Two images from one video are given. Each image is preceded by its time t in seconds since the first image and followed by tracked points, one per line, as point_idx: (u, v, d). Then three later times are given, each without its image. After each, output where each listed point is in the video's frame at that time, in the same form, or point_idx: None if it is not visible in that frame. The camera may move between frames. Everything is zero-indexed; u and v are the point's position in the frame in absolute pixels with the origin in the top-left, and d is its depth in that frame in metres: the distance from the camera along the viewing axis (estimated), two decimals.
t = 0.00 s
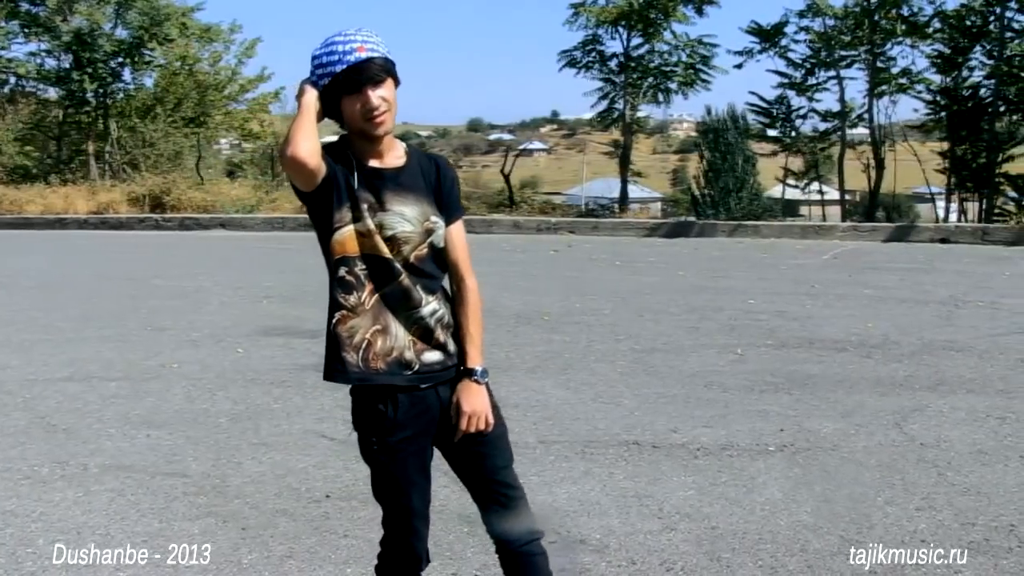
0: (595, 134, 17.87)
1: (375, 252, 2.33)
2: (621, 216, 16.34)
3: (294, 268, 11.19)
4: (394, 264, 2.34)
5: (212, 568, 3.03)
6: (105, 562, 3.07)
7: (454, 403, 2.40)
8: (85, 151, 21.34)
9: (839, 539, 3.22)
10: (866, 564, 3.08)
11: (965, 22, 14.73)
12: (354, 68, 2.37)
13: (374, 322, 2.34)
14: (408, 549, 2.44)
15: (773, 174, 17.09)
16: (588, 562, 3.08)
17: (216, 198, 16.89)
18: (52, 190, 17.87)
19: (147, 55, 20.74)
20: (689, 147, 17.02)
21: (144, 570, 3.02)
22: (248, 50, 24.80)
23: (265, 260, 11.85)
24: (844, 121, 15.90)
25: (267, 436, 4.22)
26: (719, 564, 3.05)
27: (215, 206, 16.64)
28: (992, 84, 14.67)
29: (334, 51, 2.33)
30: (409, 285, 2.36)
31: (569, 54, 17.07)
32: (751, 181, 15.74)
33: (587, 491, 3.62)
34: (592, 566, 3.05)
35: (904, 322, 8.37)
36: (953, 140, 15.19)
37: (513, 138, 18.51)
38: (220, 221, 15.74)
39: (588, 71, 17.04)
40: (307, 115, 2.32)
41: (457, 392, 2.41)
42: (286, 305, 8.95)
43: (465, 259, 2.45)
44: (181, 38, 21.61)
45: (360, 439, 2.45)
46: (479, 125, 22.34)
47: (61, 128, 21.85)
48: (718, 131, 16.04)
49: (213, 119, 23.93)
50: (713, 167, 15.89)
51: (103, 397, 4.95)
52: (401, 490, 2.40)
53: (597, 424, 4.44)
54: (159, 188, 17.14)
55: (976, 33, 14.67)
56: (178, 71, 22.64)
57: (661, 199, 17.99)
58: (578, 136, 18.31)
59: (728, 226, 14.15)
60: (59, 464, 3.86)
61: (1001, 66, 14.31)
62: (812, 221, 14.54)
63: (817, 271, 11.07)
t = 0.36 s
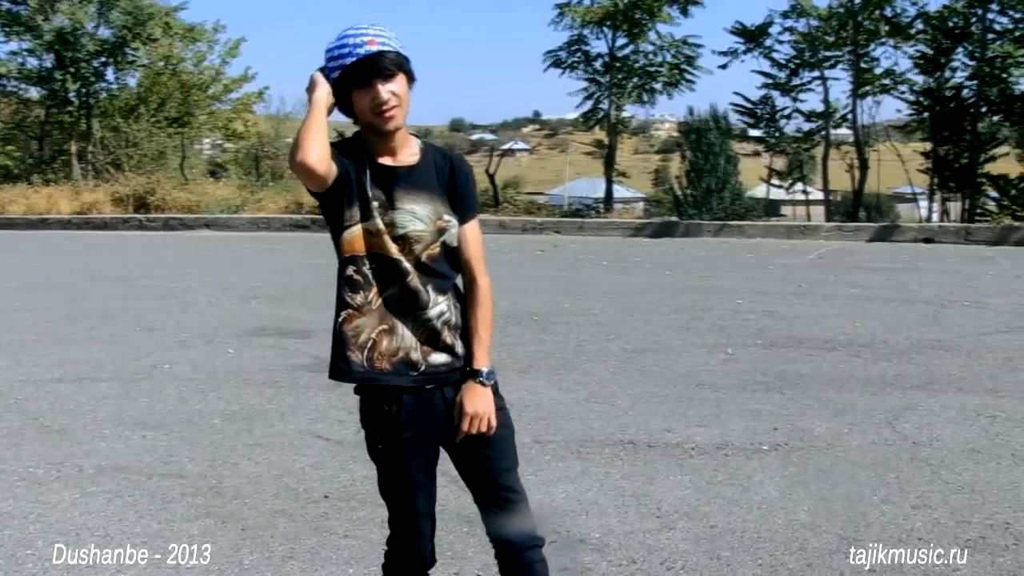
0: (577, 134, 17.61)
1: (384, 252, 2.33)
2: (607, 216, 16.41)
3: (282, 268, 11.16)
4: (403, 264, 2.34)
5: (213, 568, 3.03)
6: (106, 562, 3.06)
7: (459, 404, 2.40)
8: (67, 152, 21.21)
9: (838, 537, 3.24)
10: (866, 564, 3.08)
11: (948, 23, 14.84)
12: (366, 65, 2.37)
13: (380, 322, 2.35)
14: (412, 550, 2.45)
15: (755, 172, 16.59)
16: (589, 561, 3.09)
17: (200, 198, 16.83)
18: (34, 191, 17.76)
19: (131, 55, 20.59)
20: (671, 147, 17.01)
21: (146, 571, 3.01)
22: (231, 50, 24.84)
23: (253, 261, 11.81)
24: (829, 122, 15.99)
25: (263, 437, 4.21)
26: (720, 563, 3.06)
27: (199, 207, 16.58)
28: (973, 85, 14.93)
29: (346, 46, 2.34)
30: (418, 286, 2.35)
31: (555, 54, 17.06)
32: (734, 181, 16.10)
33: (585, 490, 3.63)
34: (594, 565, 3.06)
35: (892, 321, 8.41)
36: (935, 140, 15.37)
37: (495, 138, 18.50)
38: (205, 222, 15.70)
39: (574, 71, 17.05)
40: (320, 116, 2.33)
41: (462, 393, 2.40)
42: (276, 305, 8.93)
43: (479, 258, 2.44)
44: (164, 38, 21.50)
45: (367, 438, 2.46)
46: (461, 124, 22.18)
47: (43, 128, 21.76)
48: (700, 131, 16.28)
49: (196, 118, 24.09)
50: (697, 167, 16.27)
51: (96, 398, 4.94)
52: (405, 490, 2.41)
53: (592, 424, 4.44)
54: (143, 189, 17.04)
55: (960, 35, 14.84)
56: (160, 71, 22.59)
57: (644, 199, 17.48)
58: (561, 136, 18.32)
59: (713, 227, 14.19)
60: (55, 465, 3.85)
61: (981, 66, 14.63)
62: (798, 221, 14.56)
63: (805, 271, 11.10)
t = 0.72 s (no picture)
0: (561, 134, 17.87)
1: (397, 267, 2.27)
2: (593, 216, 16.41)
3: (273, 269, 11.13)
4: (416, 279, 2.27)
5: (217, 569, 3.02)
6: (107, 562, 3.07)
7: (462, 417, 2.32)
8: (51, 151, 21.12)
9: (838, 535, 3.26)
10: (865, 563, 3.09)
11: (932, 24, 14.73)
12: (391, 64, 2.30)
13: (390, 338, 2.29)
14: (417, 554, 2.44)
15: (740, 174, 18.14)
16: (593, 560, 3.10)
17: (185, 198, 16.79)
18: (18, 192, 17.65)
19: (115, 55, 20.58)
20: (655, 147, 17.09)
21: (150, 572, 3.01)
22: (217, 50, 24.90)
23: (243, 262, 11.78)
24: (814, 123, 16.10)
25: (262, 437, 4.21)
26: (723, 561, 3.07)
27: (184, 207, 16.55)
28: (958, 86, 14.85)
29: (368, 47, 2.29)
30: (430, 299, 2.28)
31: (541, 54, 17.10)
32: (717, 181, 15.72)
33: (585, 490, 3.64)
34: (597, 564, 3.07)
35: (883, 320, 8.44)
36: (921, 141, 15.37)
37: (479, 138, 18.47)
38: (191, 222, 15.67)
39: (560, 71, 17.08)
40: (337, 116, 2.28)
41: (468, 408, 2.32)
42: (268, 305, 8.92)
43: (497, 268, 2.36)
44: (148, 37, 21.45)
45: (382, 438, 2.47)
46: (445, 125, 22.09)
47: (27, 127, 21.85)
48: (683, 132, 15.76)
49: (181, 118, 24.19)
50: (680, 167, 15.76)
51: (89, 399, 4.92)
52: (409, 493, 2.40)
53: (589, 424, 4.45)
54: (128, 189, 16.98)
55: (944, 36, 14.78)
56: (145, 71, 22.80)
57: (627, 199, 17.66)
58: (546, 137, 18.91)
59: (700, 226, 14.23)
60: (53, 466, 3.84)
61: (967, 68, 14.56)
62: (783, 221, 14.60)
63: (796, 271, 11.12)
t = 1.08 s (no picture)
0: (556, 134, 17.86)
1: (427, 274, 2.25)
2: (592, 216, 16.41)
3: (275, 269, 11.14)
4: (447, 284, 2.25)
5: (235, 569, 3.03)
6: (108, 562, 3.09)
7: (483, 424, 2.30)
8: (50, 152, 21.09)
9: (852, 535, 3.26)
10: (866, 564, 3.09)
11: (930, 25, 14.78)
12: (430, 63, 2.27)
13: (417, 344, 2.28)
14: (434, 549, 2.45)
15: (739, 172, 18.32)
16: (609, 559, 3.11)
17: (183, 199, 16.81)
18: (17, 193, 17.63)
19: (114, 55, 20.48)
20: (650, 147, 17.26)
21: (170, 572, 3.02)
22: (216, 50, 24.96)
23: (247, 262, 11.79)
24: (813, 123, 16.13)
25: (273, 437, 4.22)
26: (739, 561, 3.08)
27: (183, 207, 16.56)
28: (957, 87, 14.80)
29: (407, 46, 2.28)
30: (460, 306, 2.26)
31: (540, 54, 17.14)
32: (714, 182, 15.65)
33: (598, 490, 3.65)
34: (614, 563, 3.08)
35: (887, 321, 8.44)
36: (920, 142, 15.37)
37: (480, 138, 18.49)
38: (191, 223, 15.69)
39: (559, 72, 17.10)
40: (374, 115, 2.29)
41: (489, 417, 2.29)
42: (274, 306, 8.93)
43: (533, 275, 2.30)
44: (146, 38, 21.45)
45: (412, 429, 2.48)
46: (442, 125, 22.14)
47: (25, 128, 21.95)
48: (679, 131, 15.68)
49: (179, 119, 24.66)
50: (676, 168, 15.68)
51: (98, 400, 4.93)
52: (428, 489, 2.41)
53: (598, 424, 4.45)
54: (126, 189, 16.98)
55: (942, 37, 14.78)
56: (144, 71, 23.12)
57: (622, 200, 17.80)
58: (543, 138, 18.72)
59: (699, 227, 14.23)
60: (67, 467, 3.85)
61: (966, 68, 14.50)
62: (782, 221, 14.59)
63: (799, 271, 11.11)
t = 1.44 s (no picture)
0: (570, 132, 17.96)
1: (468, 280, 2.26)
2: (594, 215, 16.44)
3: (282, 270, 11.16)
4: (487, 293, 2.25)
5: (257, 569, 3.04)
6: (106, 562, 3.10)
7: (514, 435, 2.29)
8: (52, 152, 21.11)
9: (871, 536, 3.26)
10: (866, 563, 3.09)
11: (934, 25, 14.73)
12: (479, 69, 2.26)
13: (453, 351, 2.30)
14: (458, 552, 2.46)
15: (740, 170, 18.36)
16: (629, 560, 3.12)
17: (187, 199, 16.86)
18: (22, 194, 17.67)
19: (117, 55, 20.49)
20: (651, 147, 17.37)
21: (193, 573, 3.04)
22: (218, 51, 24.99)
23: (254, 263, 11.82)
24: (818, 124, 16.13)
25: (289, 438, 4.23)
26: (760, 561, 3.08)
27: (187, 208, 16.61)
28: (961, 87, 14.76)
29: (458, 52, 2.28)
30: (499, 314, 2.26)
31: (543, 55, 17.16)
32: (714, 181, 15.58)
33: (616, 490, 3.65)
34: (634, 563, 3.09)
35: (895, 321, 8.43)
36: (923, 142, 15.39)
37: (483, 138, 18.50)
38: (196, 224, 15.73)
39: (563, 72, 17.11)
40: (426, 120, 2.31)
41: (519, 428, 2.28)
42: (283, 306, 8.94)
43: (574, 287, 2.29)
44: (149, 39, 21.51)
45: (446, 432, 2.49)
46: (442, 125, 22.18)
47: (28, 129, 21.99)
48: (679, 132, 15.66)
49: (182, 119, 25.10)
50: (677, 168, 15.65)
51: (111, 400, 4.95)
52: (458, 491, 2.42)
53: (611, 424, 4.45)
54: (130, 189, 17.02)
55: (946, 37, 14.71)
56: (149, 72, 23.70)
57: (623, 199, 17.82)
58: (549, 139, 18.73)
59: (703, 227, 14.22)
60: (85, 467, 3.87)
61: (969, 68, 14.40)
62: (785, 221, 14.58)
63: (806, 272, 11.10)
